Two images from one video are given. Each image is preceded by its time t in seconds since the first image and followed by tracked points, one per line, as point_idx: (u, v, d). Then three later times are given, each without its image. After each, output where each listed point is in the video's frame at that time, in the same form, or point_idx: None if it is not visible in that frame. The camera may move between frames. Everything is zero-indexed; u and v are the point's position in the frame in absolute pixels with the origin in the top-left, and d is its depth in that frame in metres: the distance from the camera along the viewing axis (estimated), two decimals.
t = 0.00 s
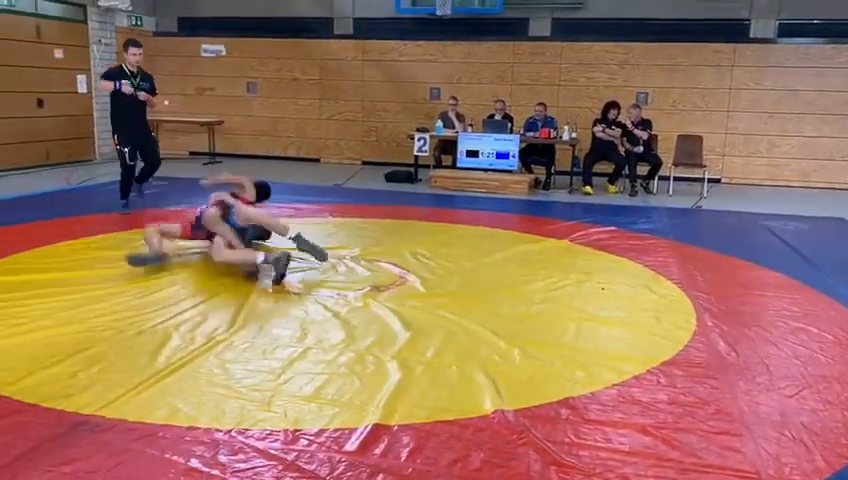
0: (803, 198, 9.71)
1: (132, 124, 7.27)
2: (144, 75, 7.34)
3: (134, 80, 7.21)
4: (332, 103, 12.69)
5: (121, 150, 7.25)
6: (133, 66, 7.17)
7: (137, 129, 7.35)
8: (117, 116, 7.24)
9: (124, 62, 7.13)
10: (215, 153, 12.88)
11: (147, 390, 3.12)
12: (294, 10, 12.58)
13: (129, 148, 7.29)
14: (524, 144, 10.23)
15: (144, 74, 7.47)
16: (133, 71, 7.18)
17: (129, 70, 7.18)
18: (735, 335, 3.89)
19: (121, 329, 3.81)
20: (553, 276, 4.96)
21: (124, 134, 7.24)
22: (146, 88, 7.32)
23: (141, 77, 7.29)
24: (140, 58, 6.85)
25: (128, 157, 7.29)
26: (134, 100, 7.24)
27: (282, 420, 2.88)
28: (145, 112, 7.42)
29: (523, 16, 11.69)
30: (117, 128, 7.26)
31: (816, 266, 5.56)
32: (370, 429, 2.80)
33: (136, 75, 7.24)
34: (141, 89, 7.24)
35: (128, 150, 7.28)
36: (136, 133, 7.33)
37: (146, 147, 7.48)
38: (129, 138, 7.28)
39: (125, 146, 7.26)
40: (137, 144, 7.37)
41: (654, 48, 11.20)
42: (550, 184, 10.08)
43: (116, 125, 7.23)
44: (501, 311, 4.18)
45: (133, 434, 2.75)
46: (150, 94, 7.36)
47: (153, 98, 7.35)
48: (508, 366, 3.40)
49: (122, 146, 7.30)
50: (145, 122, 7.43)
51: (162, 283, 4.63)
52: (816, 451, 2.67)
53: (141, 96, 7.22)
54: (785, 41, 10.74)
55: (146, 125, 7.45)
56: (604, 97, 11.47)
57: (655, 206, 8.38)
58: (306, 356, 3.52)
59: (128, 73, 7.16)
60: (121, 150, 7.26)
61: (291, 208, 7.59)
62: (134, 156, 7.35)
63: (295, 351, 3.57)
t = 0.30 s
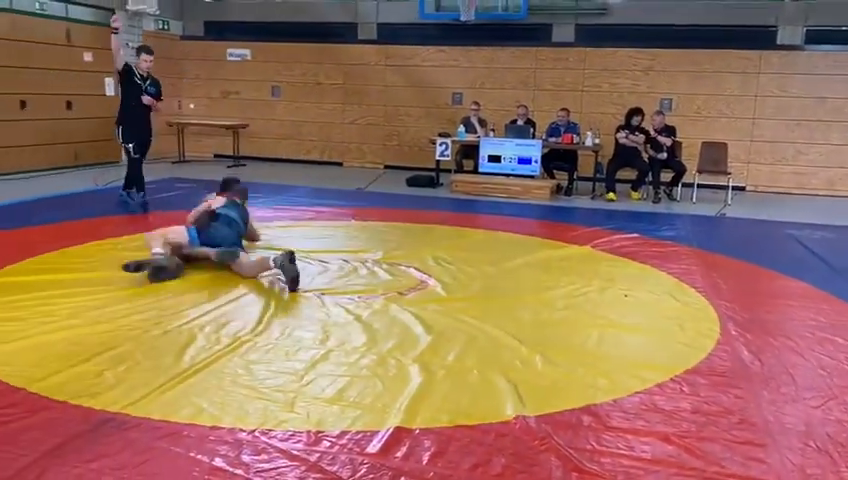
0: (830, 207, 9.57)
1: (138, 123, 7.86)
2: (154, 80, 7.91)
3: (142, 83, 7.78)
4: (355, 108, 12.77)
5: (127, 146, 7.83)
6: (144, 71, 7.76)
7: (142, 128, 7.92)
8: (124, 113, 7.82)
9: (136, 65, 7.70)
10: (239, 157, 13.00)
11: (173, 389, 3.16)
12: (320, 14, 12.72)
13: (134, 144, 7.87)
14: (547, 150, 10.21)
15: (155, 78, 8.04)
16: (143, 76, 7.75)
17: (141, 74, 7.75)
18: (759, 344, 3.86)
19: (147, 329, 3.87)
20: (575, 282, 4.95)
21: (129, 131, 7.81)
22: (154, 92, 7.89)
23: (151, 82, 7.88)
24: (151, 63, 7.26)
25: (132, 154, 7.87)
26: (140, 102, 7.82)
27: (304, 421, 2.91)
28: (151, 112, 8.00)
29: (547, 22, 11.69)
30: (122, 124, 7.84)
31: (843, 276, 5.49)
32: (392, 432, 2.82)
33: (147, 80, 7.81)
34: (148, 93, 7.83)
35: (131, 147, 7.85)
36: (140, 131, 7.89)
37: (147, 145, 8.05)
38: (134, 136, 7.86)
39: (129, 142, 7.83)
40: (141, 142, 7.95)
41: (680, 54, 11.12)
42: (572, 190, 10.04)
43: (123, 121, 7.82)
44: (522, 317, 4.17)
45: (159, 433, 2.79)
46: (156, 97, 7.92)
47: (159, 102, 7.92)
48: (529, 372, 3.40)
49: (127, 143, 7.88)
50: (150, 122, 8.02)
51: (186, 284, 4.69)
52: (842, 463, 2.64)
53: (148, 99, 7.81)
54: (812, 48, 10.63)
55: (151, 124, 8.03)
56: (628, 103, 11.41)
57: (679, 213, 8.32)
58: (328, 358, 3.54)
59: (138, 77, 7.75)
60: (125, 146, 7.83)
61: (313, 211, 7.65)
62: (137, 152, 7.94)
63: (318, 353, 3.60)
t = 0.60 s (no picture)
0: None
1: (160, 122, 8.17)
2: (172, 77, 8.23)
3: (162, 80, 8.10)
4: (382, 113, 12.84)
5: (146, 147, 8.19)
6: (163, 68, 8.07)
7: (162, 128, 8.23)
8: (144, 113, 8.12)
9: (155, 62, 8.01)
10: (267, 161, 13.14)
11: (204, 389, 3.21)
12: (349, 20, 12.84)
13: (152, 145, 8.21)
14: (574, 156, 10.17)
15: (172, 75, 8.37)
16: (162, 73, 8.07)
17: (160, 72, 8.06)
18: (791, 355, 3.81)
19: (177, 329, 3.93)
20: (603, 290, 4.93)
21: (150, 131, 8.14)
22: (173, 88, 8.20)
23: (169, 79, 8.20)
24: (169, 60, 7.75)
25: (150, 156, 8.23)
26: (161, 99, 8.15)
27: (333, 423, 2.94)
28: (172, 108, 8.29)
29: (576, 28, 11.66)
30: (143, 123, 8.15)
31: None
32: (419, 436, 2.83)
33: (166, 77, 8.13)
34: (168, 89, 8.14)
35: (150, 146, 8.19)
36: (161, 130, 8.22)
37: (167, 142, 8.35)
38: (152, 136, 8.20)
39: (148, 144, 8.18)
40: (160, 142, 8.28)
41: (710, 61, 11.03)
42: (600, 197, 9.99)
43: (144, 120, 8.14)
44: (549, 324, 4.17)
45: (190, 432, 2.83)
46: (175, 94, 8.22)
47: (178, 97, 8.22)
48: (557, 379, 3.40)
49: (146, 143, 8.21)
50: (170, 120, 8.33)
51: (216, 285, 4.76)
52: None
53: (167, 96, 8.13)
54: (845, 55, 10.50)
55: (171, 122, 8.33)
56: (656, 110, 11.34)
57: (708, 222, 8.23)
58: (356, 361, 3.57)
59: (158, 74, 8.06)
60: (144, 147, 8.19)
61: (340, 215, 7.70)
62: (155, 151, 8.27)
63: (346, 356, 3.63)
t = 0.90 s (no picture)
0: None
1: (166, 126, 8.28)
2: (177, 81, 8.30)
3: (165, 84, 8.22)
4: (398, 117, 12.87)
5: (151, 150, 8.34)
6: (166, 73, 8.18)
7: (167, 129, 8.33)
8: (149, 116, 8.28)
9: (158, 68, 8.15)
10: (283, 163, 13.22)
11: (221, 389, 3.24)
12: (367, 24, 12.88)
13: (155, 148, 8.35)
14: (591, 161, 10.14)
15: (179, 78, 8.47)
16: (165, 77, 8.18)
17: (162, 76, 8.18)
18: (810, 364, 3.77)
19: (195, 330, 3.96)
20: (619, 296, 4.91)
21: (153, 133, 8.27)
22: (178, 92, 8.29)
23: (174, 82, 8.29)
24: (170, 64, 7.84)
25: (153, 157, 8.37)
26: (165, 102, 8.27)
27: (349, 425, 2.95)
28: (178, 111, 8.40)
29: (594, 33, 11.61)
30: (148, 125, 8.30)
31: None
32: (435, 439, 2.84)
33: (169, 81, 8.23)
34: (172, 93, 8.25)
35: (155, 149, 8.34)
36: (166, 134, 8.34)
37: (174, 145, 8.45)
38: (157, 139, 8.34)
39: (152, 146, 8.33)
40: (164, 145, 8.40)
41: (729, 67, 10.97)
42: (616, 202, 9.95)
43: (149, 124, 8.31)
44: (565, 330, 4.16)
45: (208, 432, 2.85)
46: (180, 97, 8.32)
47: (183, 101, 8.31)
48: (573, 384, 3.39)
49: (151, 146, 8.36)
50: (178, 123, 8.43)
51: (233, 287, 4.79)
52: None
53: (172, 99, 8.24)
54: None
55: (177, 123, 8.42)
56: (674, 116, 11.28)
57: (726, 228, 8.18)
58: (372, 364, 3.59)
59: (161, 79, 8.19)
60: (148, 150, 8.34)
61: (357, 218, 7.73)
62: (161, 153, 8.42)
63: (362, 359, 3.64)
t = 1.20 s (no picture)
0: None
1: (166, 126, 8.34)
2: (177, 80, 8.37)
3: (165, 85, 8.28)
4: (406, 119, 12.88)
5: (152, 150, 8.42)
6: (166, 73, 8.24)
7: (167, 129, 8.38)
8: (149, 116, 8.34)
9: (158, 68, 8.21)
10: (291, 165, 13.25)
11: (230, 390, 3.25)
12: (377, 26, 12.99)
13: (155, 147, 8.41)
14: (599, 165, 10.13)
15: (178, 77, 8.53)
16: (165, 78, 8.24)
17: (162, 76, 8.24)
18: (819, 369, 3.76)
19: (203, 331, 3.98)
20: (627, 300, 4.90)
21: (152, 133, 8.32)
22: (177, 92, 8.36)
23: (173, 82, 8.36)
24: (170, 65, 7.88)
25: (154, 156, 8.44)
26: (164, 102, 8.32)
27: (357, 427, 2.96)
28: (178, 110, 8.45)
29: (601, 37, 11.74)
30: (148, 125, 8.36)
31: None
32: (443, 441, 2.84)
33: (168, 81, 8.30)
34: (171, 93, 8.32)
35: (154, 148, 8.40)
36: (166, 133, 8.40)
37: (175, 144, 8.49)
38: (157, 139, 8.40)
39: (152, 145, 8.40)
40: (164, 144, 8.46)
41: (738, 71, 10.91)
42: (624, 206, 9.93)
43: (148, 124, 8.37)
44: (573, 333, 4.16)
45: (217, 432, 2.86)
46: (180, 97, 8.38)
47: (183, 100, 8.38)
48: (581, 388, 3.39)
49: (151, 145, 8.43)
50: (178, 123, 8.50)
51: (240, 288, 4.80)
52: None
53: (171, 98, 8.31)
54: None
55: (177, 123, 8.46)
56: (682, 120, 11.26)
57: (734, 232, 8.15)
58: (379, 365, 3.59)
59: (160, 79, 8.25)
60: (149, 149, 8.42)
61: (364, 220, 7.75)
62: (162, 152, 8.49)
63: (369, 360, 3.65)
